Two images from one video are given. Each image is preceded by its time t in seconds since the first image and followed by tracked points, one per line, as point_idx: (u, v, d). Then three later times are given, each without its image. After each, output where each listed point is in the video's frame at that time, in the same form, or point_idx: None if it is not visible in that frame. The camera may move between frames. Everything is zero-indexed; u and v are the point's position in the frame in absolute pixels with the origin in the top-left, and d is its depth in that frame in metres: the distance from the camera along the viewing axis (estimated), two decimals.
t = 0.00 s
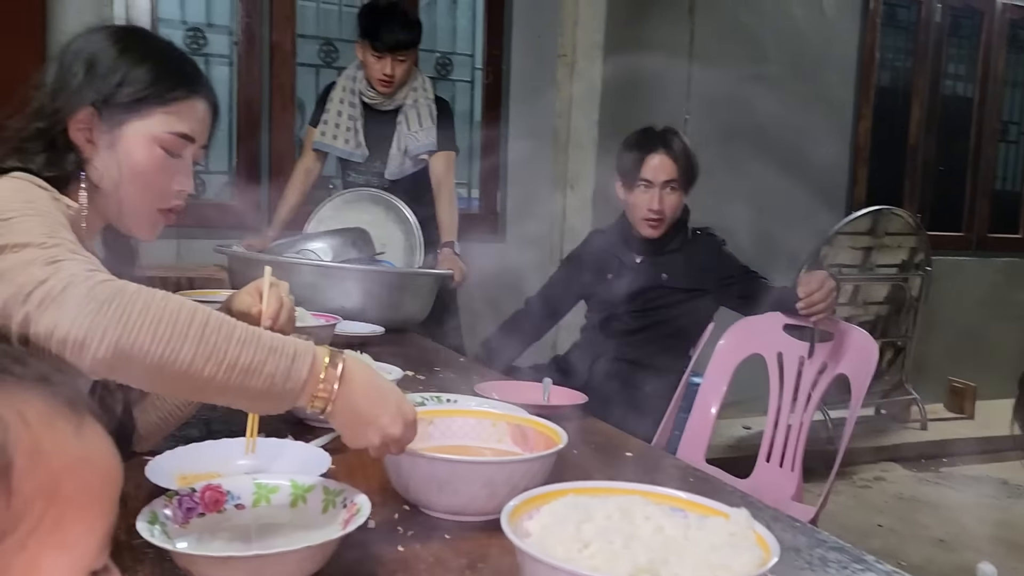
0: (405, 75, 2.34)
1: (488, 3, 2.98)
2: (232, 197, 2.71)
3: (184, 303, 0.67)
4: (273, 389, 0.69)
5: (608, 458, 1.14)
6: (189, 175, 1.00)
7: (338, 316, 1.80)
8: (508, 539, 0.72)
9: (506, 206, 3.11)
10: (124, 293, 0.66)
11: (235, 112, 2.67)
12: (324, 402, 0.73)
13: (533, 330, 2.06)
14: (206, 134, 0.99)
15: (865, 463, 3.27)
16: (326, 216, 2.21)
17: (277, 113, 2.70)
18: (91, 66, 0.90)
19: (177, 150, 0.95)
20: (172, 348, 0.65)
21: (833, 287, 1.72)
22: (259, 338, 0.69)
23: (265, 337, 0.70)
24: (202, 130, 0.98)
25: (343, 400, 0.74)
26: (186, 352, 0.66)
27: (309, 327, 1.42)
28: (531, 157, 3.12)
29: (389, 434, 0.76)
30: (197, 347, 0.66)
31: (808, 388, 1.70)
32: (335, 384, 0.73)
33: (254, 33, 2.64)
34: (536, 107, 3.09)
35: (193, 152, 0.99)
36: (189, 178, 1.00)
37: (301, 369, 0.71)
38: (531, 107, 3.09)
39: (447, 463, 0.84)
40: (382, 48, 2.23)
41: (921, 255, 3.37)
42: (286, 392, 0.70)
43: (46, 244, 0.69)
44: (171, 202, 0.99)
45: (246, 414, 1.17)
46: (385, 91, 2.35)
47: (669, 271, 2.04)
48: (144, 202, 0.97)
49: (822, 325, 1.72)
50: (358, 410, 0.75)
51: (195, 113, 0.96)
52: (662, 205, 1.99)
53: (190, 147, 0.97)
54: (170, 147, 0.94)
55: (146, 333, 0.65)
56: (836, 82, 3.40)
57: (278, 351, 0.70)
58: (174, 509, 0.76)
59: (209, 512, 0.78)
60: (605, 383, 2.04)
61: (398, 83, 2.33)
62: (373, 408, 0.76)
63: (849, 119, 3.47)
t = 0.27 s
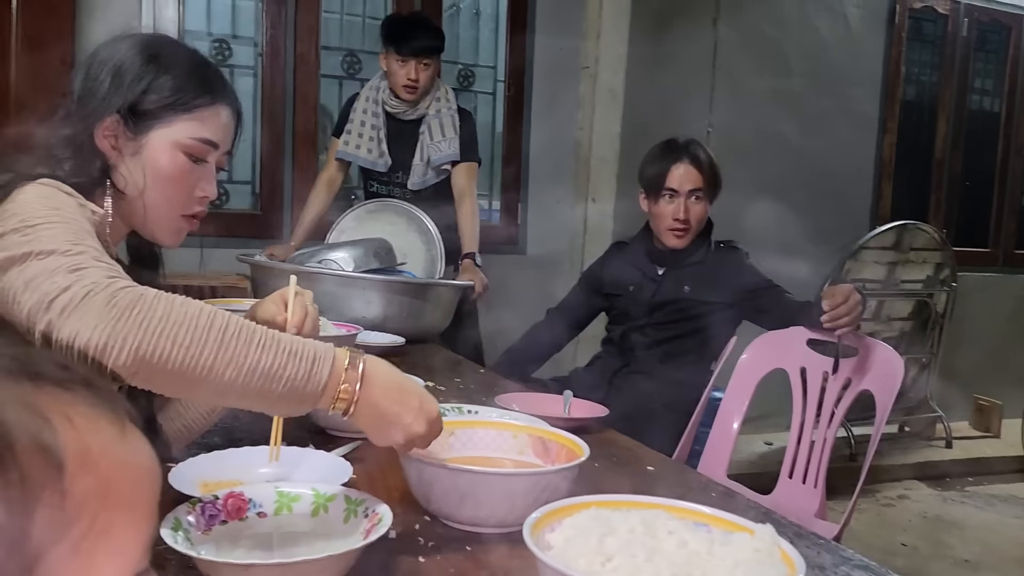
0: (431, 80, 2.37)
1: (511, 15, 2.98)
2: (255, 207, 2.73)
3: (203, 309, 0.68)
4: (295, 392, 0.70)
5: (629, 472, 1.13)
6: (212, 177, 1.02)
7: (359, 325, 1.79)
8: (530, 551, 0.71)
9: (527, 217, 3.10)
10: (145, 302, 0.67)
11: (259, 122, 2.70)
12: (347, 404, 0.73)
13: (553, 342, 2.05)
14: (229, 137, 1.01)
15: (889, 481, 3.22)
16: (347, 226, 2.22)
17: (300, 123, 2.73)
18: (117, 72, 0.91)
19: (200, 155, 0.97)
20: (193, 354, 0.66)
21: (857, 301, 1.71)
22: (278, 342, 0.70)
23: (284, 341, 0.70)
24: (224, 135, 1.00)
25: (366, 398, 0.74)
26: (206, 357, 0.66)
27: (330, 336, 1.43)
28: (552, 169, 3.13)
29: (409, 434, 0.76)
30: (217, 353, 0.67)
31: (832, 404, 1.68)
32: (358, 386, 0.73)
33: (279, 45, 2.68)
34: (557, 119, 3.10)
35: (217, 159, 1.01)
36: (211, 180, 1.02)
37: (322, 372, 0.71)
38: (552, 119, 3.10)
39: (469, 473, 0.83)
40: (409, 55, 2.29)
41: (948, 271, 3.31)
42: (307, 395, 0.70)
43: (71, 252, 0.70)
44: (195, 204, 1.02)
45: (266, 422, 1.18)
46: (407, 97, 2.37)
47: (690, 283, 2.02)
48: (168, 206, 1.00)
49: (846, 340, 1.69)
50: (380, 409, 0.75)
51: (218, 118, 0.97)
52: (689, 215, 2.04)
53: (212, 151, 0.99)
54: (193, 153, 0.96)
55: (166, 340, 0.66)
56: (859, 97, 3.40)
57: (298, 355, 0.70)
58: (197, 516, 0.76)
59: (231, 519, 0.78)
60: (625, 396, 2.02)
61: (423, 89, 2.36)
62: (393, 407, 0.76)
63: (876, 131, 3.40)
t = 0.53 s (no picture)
0: (446, 86, 2.37)
1: (526, 27, 2.98)
2: (269, 216, 2.74)
3: (163, 307, 0.67)
4: (265, 382, 0.69)
5: (643, 486, 1.11)
6: (223, 185, 1.00)
7: (372, 336, 1.79)
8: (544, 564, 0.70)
9: (541, 229, 3.10)
10: (103, 303, 0.65)
11: (274, 132, 2.70)
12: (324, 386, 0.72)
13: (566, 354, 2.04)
14: (240, 143, 1.00)
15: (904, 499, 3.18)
16: (362, 235, 2.24)
17: (315, 133, 2.74)
18: (131, 78, 0.92)
19: (211, 160, 0.96)
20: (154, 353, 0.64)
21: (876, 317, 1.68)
22: (243, 334, 0.69)
23: (250, 332, 0.70)
24: (236, 141, 0.99)
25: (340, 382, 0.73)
26: (170, 354, 0.65)
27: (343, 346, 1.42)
28: (566, 181, 3.12)
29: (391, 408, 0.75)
30: (181, 350, 0.65)
31: (848, 421, 1.66)
32: (330, 367, 0.72)
33: (295, 54, 2.68)
34: (572, 131, 3.10)
35: (228, 163, 0.99)
36: (222, 187, 1.01)
37: (290, 359, 0.70)
38: (567, 131, 3.09)
39: (483, 485, 0.82)
40: (422, 59, 2.30)
41: (965, 288, 3.29)
42: (277, 385, 0.70)
43: (43, 257, 0.70)
44: (205, 212, 1.01)
45: (280, 431, 1.17)
46: (425, 104, 2.37)
47: (705, 297, 2.02)
48: (177, 211, 0.98)
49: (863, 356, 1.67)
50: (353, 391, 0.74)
51: (229, 123, 0.96)
52: (700, 225, 2.03)
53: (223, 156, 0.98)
54: (203, 158, 0.95)
55: (132, 333, 0.64)
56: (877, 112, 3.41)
57: (264, 345, 0.70)
58: (212, 524, 0.75)
59: (246, 527, 0.78)
60: (638, 410, 2.01)
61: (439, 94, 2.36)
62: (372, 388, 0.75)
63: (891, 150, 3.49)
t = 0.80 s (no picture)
0: (453, 95, 2.38)
1: (534, 40, 2.99)
2: (275, 226, 2.74)
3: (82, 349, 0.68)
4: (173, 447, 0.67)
5: (651, 498, 1.11)
6: (206, 163, 0.92)
7: (379, 346, 1.79)
8: None
9: (547, 241, 3.10)
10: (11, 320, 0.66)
11: (282, 142, 2.71)
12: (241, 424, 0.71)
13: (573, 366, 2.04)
14: (228, 123, 0.94)
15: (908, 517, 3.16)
16: (369, 246, 2.23)
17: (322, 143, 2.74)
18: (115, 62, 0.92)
19: (183, 134, 0.91)
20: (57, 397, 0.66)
21: (884, 331, 1.65)
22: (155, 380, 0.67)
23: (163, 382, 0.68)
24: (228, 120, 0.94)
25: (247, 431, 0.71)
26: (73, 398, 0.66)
27: (350, 356, 1.42)
28: (573, 194, 3.13)
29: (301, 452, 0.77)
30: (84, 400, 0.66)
31: (856, 437, 1.65)
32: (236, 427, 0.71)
33: (304, 65, 2.69)
34: (579, 144, 3.11)
35: (207, 141, 0.92)
36: (206, 166, 0.92)
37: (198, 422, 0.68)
38: (573, 144, 3.10)
39: (495, 495, 0.82)
40: (432, 66, 2.30)
41: (970, 304, 3.29)
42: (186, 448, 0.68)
43: None
44: (182, 192, 0.92)
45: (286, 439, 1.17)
46: (431, 112, 2.37)
47: (711, 309, 2.02)
48: (147, 189, 0.91)
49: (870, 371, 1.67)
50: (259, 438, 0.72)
51: (210, 96, 0.92)
52: (705, 237, 2.02)
53: (201, 131, 0.91)
54: (173, 130, 0.90)
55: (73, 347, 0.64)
56: (881, 127, 3.51)
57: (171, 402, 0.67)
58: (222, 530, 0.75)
59: (256, 535, 0.78)
60: (644, 423, 2.00)
61: (446, 102, 2.36)
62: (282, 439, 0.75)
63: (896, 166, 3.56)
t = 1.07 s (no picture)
0: (450, 106, 2.38)
1: (533, 53, 3.01)
2: (273, 235, 2.75)
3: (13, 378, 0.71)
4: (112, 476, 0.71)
5: (648, 511, 1.11)
6: (126, 132, 0.89)
7: (376, 356, 1.79)
8: None
9: (543, 253, 3.11)
10: None
11: (281, 152, 2.72)
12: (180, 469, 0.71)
13: (570, 379, 2.04)
14: (144, 89, 0.91)
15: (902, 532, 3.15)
16: (365, 257, 2.22)
17: (321, 154, 2.75)
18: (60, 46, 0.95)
19: (96, 106, 0.89)
20: None
21: (880, 345, 1.69)
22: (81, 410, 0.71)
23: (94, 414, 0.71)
24: (161, 95, 0.93)
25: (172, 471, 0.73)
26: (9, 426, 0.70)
27: (347, 367, 1.42)
28: (570, 206, 3.14)
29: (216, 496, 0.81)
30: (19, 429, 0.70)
31: (852, 452, 1.65)
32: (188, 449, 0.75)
33: (303, 76, 2.70)
34: (577, 157, 3.12)
35: (125, 111, 0.90)
36: (126, 136, 0.89)
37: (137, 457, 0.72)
38: (570, 157, 3.11)
39: (492, 508, 0.82)
40: (430, 75, 2.29)
41: (965, 319, 3.28)
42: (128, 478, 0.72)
43: None
44: (100, 162, 0.88)
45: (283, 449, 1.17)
46: (427, 121, 2.38)
47: (708, 322, 2.03)
48: (69, 169, 0.89)
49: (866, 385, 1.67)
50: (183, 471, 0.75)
51: (136, 68, 0.92)
52: (700, 249, 2.03)
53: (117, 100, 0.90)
54: (85, 103, 0.89)
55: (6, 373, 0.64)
56: (876, 142, 3.50)
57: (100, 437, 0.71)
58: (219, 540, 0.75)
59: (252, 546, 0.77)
60: (640, 436, 2.00)
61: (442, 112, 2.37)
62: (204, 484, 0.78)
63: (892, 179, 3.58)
